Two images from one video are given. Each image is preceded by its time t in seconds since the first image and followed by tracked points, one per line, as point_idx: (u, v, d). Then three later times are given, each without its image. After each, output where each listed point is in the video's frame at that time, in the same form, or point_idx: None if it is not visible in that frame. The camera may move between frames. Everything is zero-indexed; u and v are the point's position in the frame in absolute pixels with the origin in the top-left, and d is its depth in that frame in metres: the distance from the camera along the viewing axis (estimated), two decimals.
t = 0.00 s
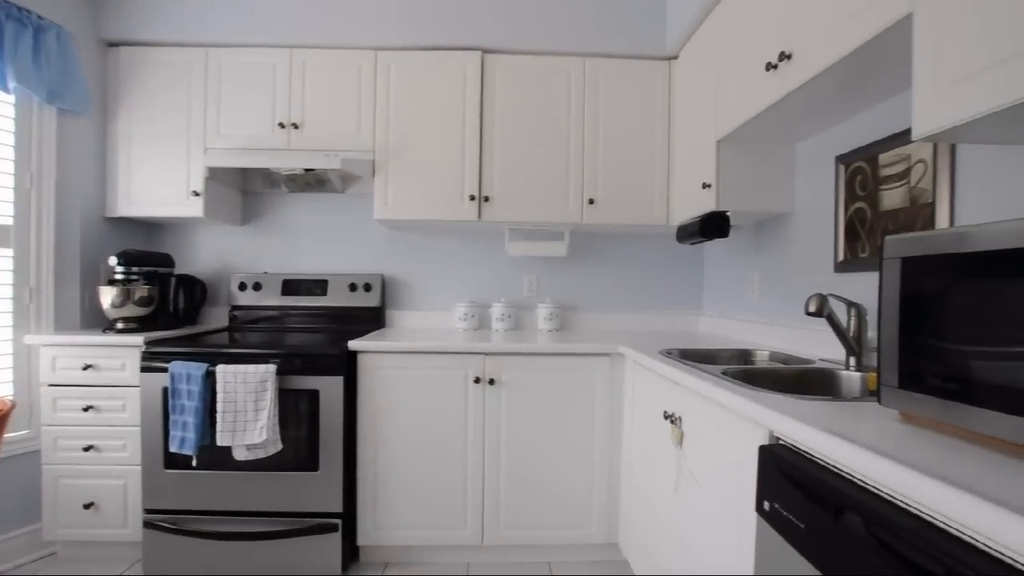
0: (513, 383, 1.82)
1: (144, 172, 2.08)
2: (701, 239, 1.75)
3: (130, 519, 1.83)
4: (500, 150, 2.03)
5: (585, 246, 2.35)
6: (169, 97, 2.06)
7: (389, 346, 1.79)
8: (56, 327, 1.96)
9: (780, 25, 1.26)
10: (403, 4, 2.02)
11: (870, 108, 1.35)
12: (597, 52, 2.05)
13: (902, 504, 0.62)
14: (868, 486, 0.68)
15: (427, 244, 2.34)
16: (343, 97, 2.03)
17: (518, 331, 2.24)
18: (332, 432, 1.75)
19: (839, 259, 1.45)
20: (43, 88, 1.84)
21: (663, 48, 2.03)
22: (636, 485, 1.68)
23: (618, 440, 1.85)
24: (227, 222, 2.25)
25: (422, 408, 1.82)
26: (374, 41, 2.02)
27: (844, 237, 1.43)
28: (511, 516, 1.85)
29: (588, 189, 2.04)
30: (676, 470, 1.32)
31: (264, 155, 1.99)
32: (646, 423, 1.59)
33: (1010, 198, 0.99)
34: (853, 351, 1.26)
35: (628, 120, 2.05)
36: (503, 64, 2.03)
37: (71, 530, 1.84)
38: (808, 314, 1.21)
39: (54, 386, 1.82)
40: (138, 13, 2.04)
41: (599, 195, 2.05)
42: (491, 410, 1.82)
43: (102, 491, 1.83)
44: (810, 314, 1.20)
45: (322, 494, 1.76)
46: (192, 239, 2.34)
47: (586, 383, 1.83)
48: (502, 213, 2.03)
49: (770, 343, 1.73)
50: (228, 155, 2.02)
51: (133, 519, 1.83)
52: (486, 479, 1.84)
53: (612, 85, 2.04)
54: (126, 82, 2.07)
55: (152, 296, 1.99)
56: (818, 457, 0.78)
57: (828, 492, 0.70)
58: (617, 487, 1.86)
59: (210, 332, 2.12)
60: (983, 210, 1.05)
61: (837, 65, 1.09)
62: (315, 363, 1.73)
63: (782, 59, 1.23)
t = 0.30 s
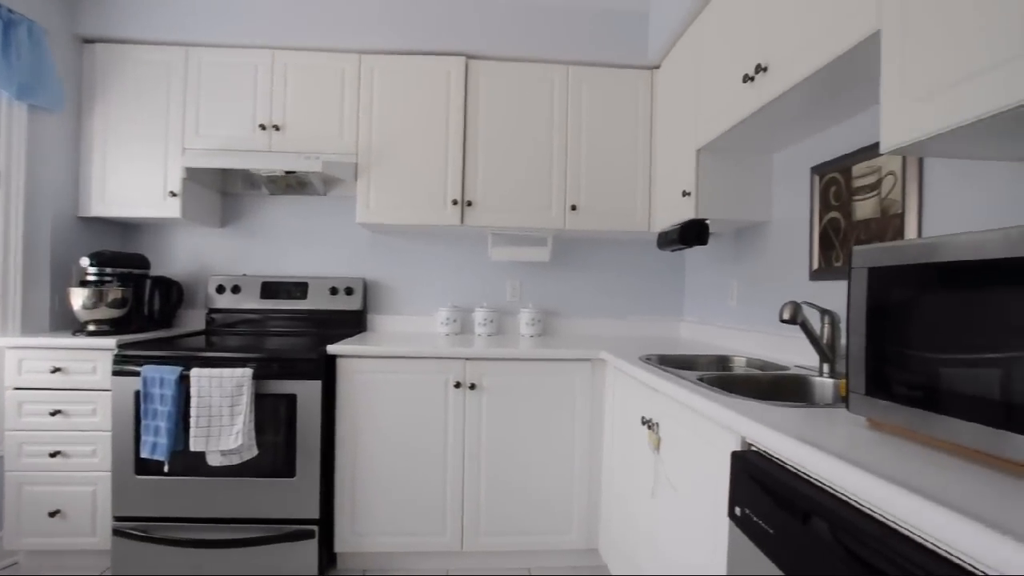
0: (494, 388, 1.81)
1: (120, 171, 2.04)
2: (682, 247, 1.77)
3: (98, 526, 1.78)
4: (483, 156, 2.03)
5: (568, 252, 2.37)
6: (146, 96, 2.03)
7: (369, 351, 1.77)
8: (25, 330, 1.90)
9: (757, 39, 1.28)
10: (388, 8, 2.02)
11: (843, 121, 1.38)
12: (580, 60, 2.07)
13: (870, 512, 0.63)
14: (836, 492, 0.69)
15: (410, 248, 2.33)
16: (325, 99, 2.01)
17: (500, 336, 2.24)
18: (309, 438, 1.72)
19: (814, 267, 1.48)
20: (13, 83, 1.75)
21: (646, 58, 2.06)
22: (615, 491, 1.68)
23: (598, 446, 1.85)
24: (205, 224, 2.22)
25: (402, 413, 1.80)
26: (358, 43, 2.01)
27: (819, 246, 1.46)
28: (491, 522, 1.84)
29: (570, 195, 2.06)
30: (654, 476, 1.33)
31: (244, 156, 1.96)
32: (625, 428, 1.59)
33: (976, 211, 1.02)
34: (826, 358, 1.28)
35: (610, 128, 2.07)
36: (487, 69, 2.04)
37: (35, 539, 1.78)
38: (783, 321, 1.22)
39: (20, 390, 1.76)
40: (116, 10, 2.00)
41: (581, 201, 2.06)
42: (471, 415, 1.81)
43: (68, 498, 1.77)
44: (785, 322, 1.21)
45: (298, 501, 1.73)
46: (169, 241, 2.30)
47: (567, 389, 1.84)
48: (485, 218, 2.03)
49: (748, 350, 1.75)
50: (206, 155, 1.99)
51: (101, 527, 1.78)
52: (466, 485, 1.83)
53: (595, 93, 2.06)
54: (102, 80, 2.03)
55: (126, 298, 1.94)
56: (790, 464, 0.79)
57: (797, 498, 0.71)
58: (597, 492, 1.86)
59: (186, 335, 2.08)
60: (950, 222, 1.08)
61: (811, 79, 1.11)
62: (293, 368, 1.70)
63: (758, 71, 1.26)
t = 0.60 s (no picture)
0: (471, 391, 1.81)
1: (91, 163, 1.98)
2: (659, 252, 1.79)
3: (58, 530, 1.72)
4: (465, 157, 2.03)
5: (548, 255, 2.37)
6: (119, 87, 1.98)
7: (344, 351, 1.75)
8: None
9: (733, 49, 1.31)
10: (371, 7, 2.01)
11: (816, 133, 1.41)
12: (563, 65, 2.08)
13: (826, 516, 0.64)
14: (795, 497, 0.70)
15: (390, 248, 2.31)
16: (305, 96, 1.99)
17: (479, 338, 2.24)
18: (281, 440, 1.70)
19: (786, 275, 1.50)
20: None
21: (628, 64, 2.08)
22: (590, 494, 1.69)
23: (574, 449, 1.86)
24: (179, 219, 2.17)
25: (377, 415, 1.78)
26: (340, 40, 1.99)
27: (791, 254, 1.49)
28: (465, 525, 1.83)
29: (551, 199, 2.06)
30: (626, 479, 1.34)
31: (220, 152, 1.93)
32: (600, 431, 1.60)
33: (938, 223, 1.05)
34: (796, 364, 1.30)
35: (592, 133, 2.08)
36: (470, 71, 2.03)
37: None
38: (754, 327, 1.24)
39: None
40: None
41: (562, 205, 2.07)
42: (447, 417, 1.81)
43: (27, 500, 1.71)
44: (756, 328, 1.23)
45: (269, 503, 1.70)
46: (141, 236, 2.25)
47: (544, 391, 1.84)
48: (466, 219, 2.03)
49: (722, 355, 1.78)
50: (181, 149, 1.95)
51: (61, 530, 1.72)
52: (441, 487, 1.82)
53: (577, 98, 2.08)
54: (73, 70, 1.97)
55: (94, 294, 1.89)
56: (752, 468, 0.80)
57: (758, 503, 0.72)
58: (573, 495, 1.86)
59: (157, 333, 2.03)
60: (914, 233, 1.11)
61: (784, 89, 1.14)
62: (267, 368, 1.68)
63: (734, 80, 1.28)
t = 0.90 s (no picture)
0: (450, 397, 1.80)
1: (59, 164, 1.93)
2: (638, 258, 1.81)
3: (14, 546, 1.64)
4: (446, 162, 2.03)
5: (530, 261, 2.38)
6: (91, 87, 1.93)
7: (321, 358, 1.73)
8: None
9: (708, 61, 1.33)
10: (352, 11, 2.00)
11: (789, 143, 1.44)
12: (545, 73, 2.10)
13: (793, 522, 0.65)
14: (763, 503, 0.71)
15: (369, 253, 2.29)
16: (284, 99, 1.97)
17: (459, 344, 2.23)
18: (255, 448, 1.66)
19: (761, 282, 1.53)
20: None
21: (608, 73, 2.11)
22: (568, 500, 1.69)
23: (554, 455, 1.86)
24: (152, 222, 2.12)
25: (354, 422, 1.76)
26: (320, 44, 1.98)
27: (766, 262, 1.52)
28: (443, 533, 1.81)
29: (532, 205, 2.07)
30: (603, 486, 1.34)
31: (195, 154, 1.89)
32: (578, 438, 1.60)
33: (904, 233, 1.08)
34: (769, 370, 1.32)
35: (572, 140, 2.10)
36: (452, 77, 2.04)
37: None
38: (728, 334, 1.26)
39: None
40: None
41: (543, 211, 2.08)
42: (426, 424, 1.79)
43: None
44: (730, 334, 1.25)
45: (242, 514, 1.66)
46: (112, 238, 2.19)
47: (523, 398, 1.83)
48: (447, 225, 2.02)
49: (699, 361, 1.79)
50: (155, 151, 1.91)
51: (21, 545, 1.65)
52: (420, 495, 1.80)
53: (558, 105, 2.09)
54: (42, 68, 1.92)
55: (60, 298, 1.83)
56: (722, 474, 0.81)
57: (728, 509, 0.72)
58: (552, 502, 1.86)
59: (127, 338, 1.98)
60: (882, 243, 1.14)
61: (757, 101, 1.16)
62: (240, 374, 1.64)
63: (710, 92, 1.30)
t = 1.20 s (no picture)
0: (430, 401, 1.78)
1: (25, 162, 1.86)
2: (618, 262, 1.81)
3: None
4: (427, 165, 2.02)
5: (512, 264, 2.38)
6: (60, 83, 1.88)
7: (298, 362, 1.70)
8: None
9: (686, 68, 1.35)
10: (333, 12, 1.99)
11: (765, 150, 1.47)
12: (527, 77, 2.11)
13: (763, 525, 0.66)
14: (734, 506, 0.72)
15: (350, 256, 2.27)
16: (262, 99, 1.94)
17: (441, 347, 2.21)
18: (230, 454, 1.62)
19: (738, 287, 1.55)
20: None
21: (589, 79, 2.12)
22: (548, 504, 1.68)
23: (534, 459, 1.85)
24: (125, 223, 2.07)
25: (332, 427, 1.73)
26: (299, 44, 1.96)
27: (743, 266, 1.54)
28: (422, 539, 1.80)
29: (513, 208, 2.07)
30: (582, 489, 1.34)
31: (169, 154, 1.85)
32: (558, 441, 1.60)
33: (874, 239, 1.10)
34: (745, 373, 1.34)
35: (554, 144, 2.11)
36: (433, 79, 2.03)
37: None
38: (705, 338, 1.27)
39: None
40: None
41: (524, 215, 2.08)
42: (406, 429, 1.77)
43: None
44: (707, 338, 1.26)
45: (216, 522, 1.62)
46: (82, 239, 2.12)
47: (504, 401, 1.83)
48: (428, 228, 2.01)
49: (678, 364, 1.81)
50: (127, 150, 1.87)
51: None
52: (399, 501, 1.78)
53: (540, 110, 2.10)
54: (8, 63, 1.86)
55: (25, 300, 1.76)
56: (696, 477, 0.82)
57: (700, 513, 0.73)
58: (532, 506, 1.86)
59: (97, 342, 1.92)
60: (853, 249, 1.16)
61: (732, 108, 1.18)
62: (215, 379, 1.61)
63: (687, 98, 1.32)
